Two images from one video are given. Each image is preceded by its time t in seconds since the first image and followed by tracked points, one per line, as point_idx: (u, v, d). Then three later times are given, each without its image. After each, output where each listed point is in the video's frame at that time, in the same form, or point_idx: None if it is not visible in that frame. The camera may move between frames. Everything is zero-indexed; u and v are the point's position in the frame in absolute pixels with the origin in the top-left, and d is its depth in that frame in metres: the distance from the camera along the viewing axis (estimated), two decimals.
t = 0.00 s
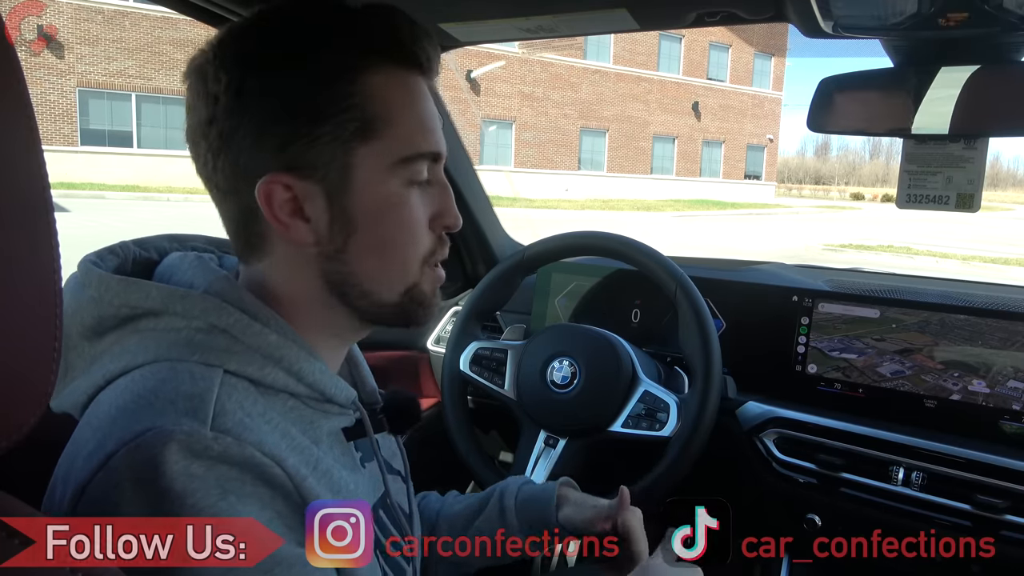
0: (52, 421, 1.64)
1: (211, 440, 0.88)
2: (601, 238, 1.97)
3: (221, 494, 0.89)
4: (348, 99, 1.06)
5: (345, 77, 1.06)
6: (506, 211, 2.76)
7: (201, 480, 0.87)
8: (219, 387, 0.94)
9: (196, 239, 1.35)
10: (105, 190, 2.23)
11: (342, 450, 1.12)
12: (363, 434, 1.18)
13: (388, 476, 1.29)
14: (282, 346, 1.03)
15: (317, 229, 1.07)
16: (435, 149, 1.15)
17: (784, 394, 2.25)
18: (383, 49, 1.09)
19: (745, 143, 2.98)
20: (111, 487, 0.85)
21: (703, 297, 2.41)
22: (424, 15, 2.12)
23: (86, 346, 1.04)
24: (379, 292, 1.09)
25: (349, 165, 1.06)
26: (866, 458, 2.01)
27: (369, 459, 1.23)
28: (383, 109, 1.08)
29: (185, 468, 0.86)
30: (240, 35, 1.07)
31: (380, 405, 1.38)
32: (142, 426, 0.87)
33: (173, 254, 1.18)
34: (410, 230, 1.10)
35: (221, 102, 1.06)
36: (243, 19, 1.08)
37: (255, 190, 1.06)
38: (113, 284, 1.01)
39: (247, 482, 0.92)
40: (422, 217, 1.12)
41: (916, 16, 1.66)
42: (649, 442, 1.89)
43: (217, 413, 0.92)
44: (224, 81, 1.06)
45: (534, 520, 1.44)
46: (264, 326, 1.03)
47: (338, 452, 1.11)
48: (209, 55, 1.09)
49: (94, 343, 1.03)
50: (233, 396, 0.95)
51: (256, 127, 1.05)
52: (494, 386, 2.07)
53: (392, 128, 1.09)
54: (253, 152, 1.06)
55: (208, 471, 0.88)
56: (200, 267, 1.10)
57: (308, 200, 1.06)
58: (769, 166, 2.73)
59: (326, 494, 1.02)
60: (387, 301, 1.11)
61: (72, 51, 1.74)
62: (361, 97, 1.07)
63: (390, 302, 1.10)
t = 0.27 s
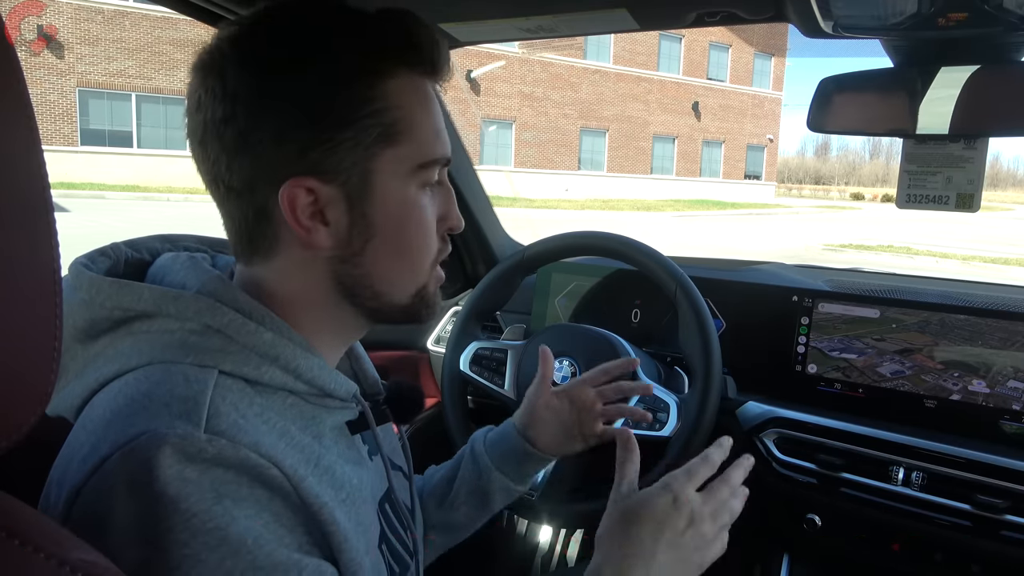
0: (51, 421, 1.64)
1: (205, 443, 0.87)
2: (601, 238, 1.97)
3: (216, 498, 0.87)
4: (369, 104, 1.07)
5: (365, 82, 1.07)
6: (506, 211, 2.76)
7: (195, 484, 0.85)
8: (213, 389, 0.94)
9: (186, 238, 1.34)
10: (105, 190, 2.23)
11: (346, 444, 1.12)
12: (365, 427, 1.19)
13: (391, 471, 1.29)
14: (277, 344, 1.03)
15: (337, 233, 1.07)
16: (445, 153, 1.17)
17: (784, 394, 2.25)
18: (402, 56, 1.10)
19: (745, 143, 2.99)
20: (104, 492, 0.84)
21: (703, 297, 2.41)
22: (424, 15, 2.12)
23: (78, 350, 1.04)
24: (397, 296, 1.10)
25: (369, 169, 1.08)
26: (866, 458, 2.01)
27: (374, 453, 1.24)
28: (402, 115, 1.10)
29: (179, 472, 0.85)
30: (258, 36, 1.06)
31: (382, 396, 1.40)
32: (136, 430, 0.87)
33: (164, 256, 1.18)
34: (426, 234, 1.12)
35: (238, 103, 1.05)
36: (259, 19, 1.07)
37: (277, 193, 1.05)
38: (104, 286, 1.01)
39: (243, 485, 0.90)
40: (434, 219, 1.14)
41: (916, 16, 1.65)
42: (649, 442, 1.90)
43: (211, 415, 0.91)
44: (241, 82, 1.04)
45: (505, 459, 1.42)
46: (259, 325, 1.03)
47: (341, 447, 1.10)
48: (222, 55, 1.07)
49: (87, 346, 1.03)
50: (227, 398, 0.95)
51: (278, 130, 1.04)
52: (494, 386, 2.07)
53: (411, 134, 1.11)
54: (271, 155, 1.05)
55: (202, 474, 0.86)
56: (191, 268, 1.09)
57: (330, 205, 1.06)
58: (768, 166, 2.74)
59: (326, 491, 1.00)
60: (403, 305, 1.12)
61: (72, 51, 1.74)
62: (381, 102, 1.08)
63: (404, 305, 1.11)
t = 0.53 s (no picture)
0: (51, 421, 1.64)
1: (205, 446, 0.87)
2: (601, 238, 1.97)
3: (216, 501, 0.87)
4: (377, 104, 1.07)
5: (375, 82, 1.07)
6: (506, 211, 2.75)
7: (195, 487, 0.85)
8: (213, 391, 0.94)
9: (185, 237, 1.34)
10: (105, 190, 2.23)
11: (345, 446, 1.11)
12: (364, 429, 1.18)
13: (391, 474, 1.29)
14: (278, 346, 1.03)
15: (340, 230, 1.07)
16: (449, 157, 1.18)
17: (784, 394, 2.25)
18: (412, 57, 1.11)
19: (745, 143, 2.98)
20: (104, 495, 0.84)
21: (703, 297, 2.41)
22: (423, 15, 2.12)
23: (79, 350, 1.04)
24: (396, 296, 1.10)
25: (375, 168, 1.08)
26: (867, 458, 2.01)
27: (373, 455, 1.23)
28: (408, 117, 1.10)
29: (179, 475, 0.84)
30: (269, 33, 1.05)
31: (382, 398, 1.40)
32: (135, 433, 0.86)
33: (164, 256, 1.18)
34: (428, 235, 1.12)
35: (246, 98, 1.05)
36: (270, 15, 1.07)
37: (281, 189, 1.05)
38: (105, 288, 1.01)
39: (244, 487, 0.90)
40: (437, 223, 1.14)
41: (916, 16, 1.65)
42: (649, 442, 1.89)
43: (211, 418, 0.91)
44: (250, 77, 1.04)
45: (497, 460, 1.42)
46: (258, 327, 1.03)
47: (341, 449, 1.10)
48: (231, 48, 1.07)
49: (87, 347, 1.03)
50: (227, 400, 0.94)
51: (285, 125, 1.04)
52: (494, 386, 2.07)
53: (417, 135, 1.11)
54: (276, 150, 1.05)
55: (202, 477, 0.86)
56: (191, 268, 1.09)
57: (334, 202, 1.06)
58: (769, 166, 2.74)
59: (325, 493, 1.00)
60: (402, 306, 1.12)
61: (72, 51, 1.74)
62: (389, 102, 1.08)
63: (404, 307, 1.11)
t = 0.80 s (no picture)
0: (51, 421, 1.64)
1: (206, 445, 0.87)
2: (601, 238, 1.97)
3: (217, 499, 0.87)
4: (363, 97, 1.07)
5: (361, 75, 1.07)
6: (506, 211, 2.75)
7: (197, 486, 0.85)
8: (214, 390, 0.93)
9: (190, 238, 1.34)
10: (105, 190, 2.24)
11: (347, 447, 1.11)
12: (366, 430, 1.18)
13: (392, 475, 1.28)
14: (280, 346, 1.03)
15: (329, 224, 1.07)
16: (440, 150, 1.17)
17: (784, 394, 2.25)
18: (399, 50, 1.10)
19: (745, 143, 2.98)
20: (105, 494, 0.84)
21: (703, 297, 2.41)
22: (423, 15, 2.12)
23: (81, 350, 1.03)
24: (387, 289, 1.09)
25: (362, 161, 1.08)
26: (867, 458, 2.01)
27: (375, 455, 1.23)
28: (394, 109, 1.10)
29: (181, 474, 0.85)
30: (254, 29, 1.06)
31: (384, 399, 1.39)
32: (137, 431, 0.86)
33: (168, 255, 1.18)
34: (419, 228, 1.11)
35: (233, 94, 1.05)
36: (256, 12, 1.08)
37: (270, 184, 1.06)
38: (107, 287, 1.01)
39: (244, 486, 0.90)
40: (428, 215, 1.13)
41: (916, 16, 1.65)
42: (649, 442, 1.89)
43: (212, 417, 0.91)
44: (236, 73, 1.05)
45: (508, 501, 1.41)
46: (260, 327, 1.03)
47: (342, 450, 1.09)
48: (218, 46, 1.08)
49: (89, 347, 1.03)
50: (228, 399, 0.94)
51: (271, 120, 1.04)
52: (494, 386, 2.07)
53: (404, 127, 1.11)
54: (263, 145, 1.05)
55: (204, 476, 0.86)
56: (194, 268, 1.09)
57: (322, 196, 1.06)
58: (769, 166, 2.73)
59: (325, 493, 1.00)
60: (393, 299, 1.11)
61: (72, 51, 1.74)
62: (375, 95, 1.08)
63: (395, 299, 1.11)
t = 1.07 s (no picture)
0: (51, 420, 1.64)
1: (209, 437, 0.87)
2: (601, 239, 1.97)
3: (220, 493, 0.86)
4: (384, 104, 1.08)
5: (385, 84, 1.09)
6: (506, 211, 2.75)
7: (199, 479, 0.85)
8: (217, 384, 0.94)
9: (193, 237, 1.34)
10: (105, 190, 2.24)
11: (347, 445, 1.11)
12: (366, 428, 1.18)
13: (393, 473, 1.28)
14: (282, 341, 1.03)
15: (342, 225, 1.07)
16: (456, 163, 1.18)
17: (784, 394, 2.25)
18: (423, 64, 1.12)
19: (745, 143, 2.98)
20: (110, 489, 0.83)
21: (703, 297, 2.41)
22: (423, 15, 2.12)
23: (86, 346, 1.04)
24: (395, 295, 1.09)
25: (380, 165, 1.08)
26: (867, 458, 2.01)
27: (376, 454, 1.23)
28: (415, 118, 1.11)
29: (183, 467, 0.84)
30: (285, 34, 1.08)
31: (384, 397, 1.40)
32: (140, 425, 0.86)
33: (171, 253, 1.19)
34: (431, 236, 1.11)
35: (259, 92, 1.07)
36: (288, 19, 1.10)
37: (287, 182, 1.06)
38: (111, 283, 1.01)
39: (248, 480, 0.90)
40: (439, 224, 1.13)
41: (916, 16, 1.65)
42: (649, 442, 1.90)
43: (215, 411, 0.91)
44: (263, 73, 1.06)
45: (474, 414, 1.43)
46: (263, 323, 1.03)
47: (342, 447, 1.09)
48: (248, 46, 1.10)
49: (94, 343, 1.03)
50: (231, 394, 0.94)
51: (293, 120, 1.05)
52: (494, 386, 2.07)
53: (423, 135, 1.12)
54: (283, 144, 1.06)
55: (206, 469, 0.86)
56: (197, 266, 1.10)
57: (338, 197, 1.06)
58: (769, 166, 2.73)
59: (328, 488, 1.00)
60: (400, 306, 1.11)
61: (72, 51, 1.74)
62: (397, 103, 1.09)
63: (401, 306, 1.10)
